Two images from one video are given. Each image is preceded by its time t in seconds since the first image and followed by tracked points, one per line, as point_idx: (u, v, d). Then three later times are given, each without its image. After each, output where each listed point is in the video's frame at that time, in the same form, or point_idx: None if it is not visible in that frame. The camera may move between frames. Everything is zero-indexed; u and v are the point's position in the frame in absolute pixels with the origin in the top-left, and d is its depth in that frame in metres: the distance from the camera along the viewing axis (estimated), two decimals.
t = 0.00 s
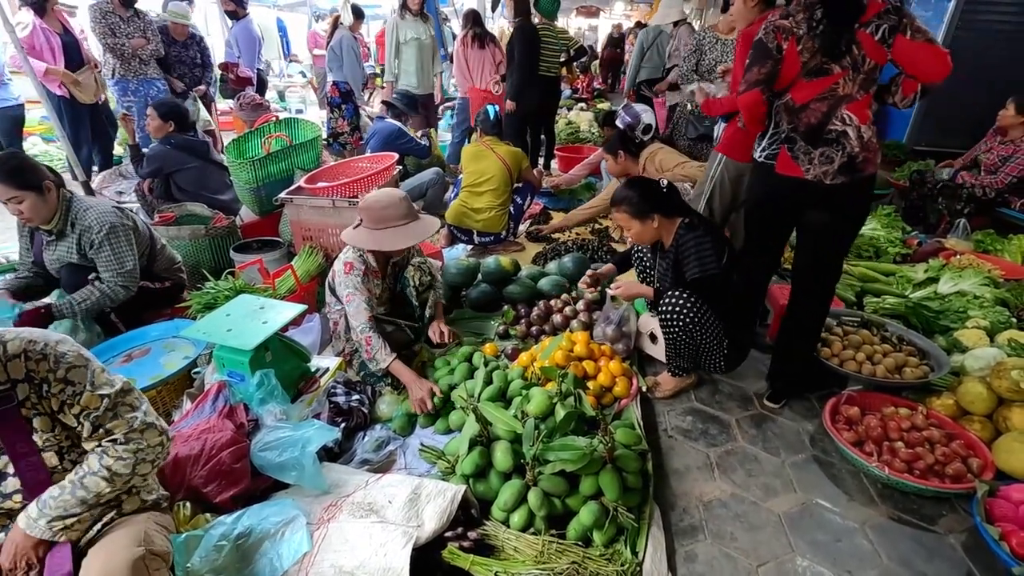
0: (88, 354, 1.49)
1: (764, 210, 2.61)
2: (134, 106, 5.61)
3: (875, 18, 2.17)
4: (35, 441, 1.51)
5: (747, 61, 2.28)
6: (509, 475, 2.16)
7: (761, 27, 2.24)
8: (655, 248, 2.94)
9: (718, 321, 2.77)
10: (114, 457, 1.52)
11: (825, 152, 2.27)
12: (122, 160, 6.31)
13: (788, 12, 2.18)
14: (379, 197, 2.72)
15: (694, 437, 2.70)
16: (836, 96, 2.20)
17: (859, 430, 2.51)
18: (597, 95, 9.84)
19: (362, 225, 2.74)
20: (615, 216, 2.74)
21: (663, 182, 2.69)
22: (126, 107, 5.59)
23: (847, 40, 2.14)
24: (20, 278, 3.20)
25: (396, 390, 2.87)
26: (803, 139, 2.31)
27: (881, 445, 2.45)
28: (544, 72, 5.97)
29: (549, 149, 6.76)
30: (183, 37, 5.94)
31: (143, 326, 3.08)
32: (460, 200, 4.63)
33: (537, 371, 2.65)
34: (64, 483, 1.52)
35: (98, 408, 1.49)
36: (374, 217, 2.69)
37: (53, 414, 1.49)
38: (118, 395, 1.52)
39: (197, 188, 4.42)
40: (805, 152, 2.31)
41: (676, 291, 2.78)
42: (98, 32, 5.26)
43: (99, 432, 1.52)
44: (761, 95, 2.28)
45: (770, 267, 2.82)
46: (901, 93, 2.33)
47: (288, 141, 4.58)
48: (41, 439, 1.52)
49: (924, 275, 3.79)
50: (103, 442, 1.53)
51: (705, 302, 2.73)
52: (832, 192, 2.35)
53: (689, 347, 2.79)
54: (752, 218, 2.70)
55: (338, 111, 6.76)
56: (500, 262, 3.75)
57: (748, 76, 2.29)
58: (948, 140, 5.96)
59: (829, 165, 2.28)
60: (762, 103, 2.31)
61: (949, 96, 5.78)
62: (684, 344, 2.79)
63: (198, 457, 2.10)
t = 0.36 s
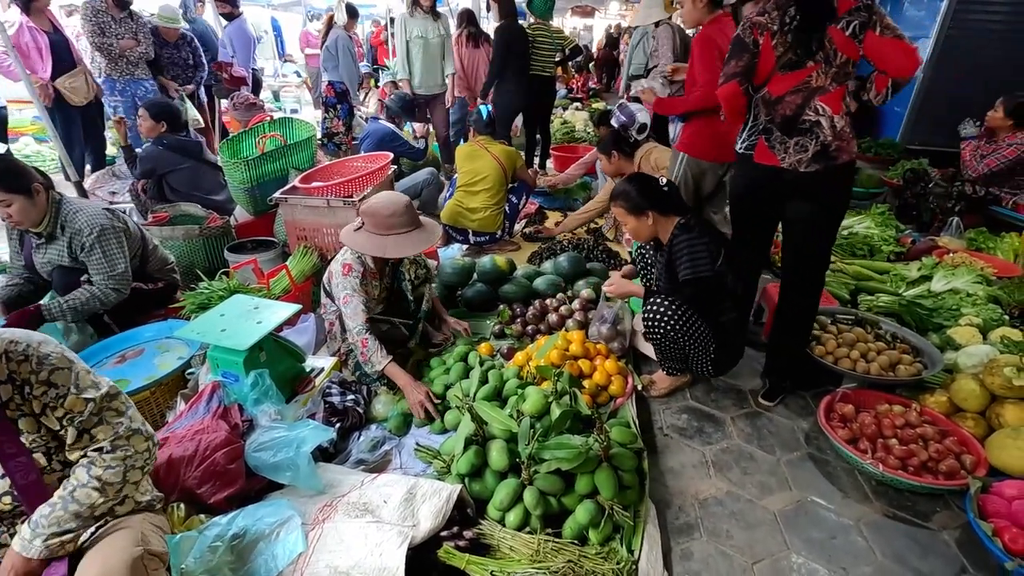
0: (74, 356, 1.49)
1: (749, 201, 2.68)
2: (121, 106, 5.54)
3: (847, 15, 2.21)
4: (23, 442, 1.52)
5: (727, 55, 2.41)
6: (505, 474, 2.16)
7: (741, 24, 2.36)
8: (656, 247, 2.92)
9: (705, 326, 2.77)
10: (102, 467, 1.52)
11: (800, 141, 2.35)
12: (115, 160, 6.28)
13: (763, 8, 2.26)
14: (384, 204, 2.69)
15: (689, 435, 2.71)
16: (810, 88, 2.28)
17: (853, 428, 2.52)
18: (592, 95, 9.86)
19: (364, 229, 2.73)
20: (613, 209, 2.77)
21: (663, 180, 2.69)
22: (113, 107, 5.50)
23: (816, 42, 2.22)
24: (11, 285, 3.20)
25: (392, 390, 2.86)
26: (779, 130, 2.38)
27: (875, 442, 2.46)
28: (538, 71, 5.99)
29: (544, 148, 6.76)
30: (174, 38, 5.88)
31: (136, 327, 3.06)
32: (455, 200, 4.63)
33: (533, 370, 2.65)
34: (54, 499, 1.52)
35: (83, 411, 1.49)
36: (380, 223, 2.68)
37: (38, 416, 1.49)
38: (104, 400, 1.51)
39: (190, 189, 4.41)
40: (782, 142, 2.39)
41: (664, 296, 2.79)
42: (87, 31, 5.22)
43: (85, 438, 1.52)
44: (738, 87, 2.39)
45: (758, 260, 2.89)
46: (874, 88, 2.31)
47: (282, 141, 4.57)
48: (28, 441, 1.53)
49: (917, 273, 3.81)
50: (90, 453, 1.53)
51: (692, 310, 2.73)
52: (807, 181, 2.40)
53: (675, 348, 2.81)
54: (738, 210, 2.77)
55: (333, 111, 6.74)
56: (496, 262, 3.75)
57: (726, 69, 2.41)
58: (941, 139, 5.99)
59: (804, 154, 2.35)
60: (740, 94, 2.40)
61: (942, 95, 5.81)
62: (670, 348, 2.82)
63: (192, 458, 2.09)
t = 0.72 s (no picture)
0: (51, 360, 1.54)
1: (737, 200, 2.72)
2: (107, 108, 5.58)
3: (825, 15, 2.22)
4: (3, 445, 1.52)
5: (713, 52, 2.46)
6: (501, 474, 2.16)
7: (726, 22, 2.41)
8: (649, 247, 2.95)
9: (705, 326, 2.77)
10: (70, 483, 1.54)
11: (783, 138, 2.40)
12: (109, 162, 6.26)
13: (747, 8, 2.31)
14: (372, 199, 2.68)
15: (685, 434, 2.71)
16: (791, 86, 2.32)
17: (847, 425, 2.53)
18: (587, 95, 9.89)
19: (358, 226, 2.70)
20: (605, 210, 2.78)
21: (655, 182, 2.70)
22: (100, 109, 5.55)
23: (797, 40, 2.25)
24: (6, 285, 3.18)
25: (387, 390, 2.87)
26: (763, 127, 2.43)
27: (870, 440, 2.47)
28: (533, 72, 6.07)
29: (539, 148, 6.76)
30: (174, 41, 5.88)
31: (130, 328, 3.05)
32: (450, 200, 4.63)
33: (528, 369, 2.65)
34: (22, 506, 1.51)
35: (52, 417, 1.51)
36: (373, 218, 2.67)
37: (15, 419, 1.50)
38: (74, 408, 1.55)
39: (185, 190, 4.39)
40: (766, 138, 2.44)
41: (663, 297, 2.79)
42: (75, 34, 5.23)
43: (51, 447, 1.53)
44: (722, 83, 2.44)
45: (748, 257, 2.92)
46: (856, 87, 2.40)
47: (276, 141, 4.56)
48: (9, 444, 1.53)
49: (911, 271, 3.83)
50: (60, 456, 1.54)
51: (693, 310, 2.72)
52: (790, 177, 2.45)
53: (675, 349, 2.80)
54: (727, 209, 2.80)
55: (321, 110, 6.66)
56: (492, 261, 3.74)
57: (712, 66, 2.45)
58: (934, 139, 6.02)
59: (787, 150, 2.40)
60: (725, 91, 2.46)
61: (935, 94, 5.84)
62: (668, 349, 2.82)
63: (185, 460, 2.09)
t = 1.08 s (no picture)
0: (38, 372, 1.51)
1: (728, 200, 2.74)
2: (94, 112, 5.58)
3: (812, 20, 2.22)
4: None
5: (701, 54, 2.52)
6: (497, 477, 2.15)
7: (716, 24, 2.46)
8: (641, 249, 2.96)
9: (699, 325, 2.77)
10: (53, 503, 1.55)
11: (768, 140, 2.42)
12: (100, 166, 6.21)
13: (737, 11, 2.36)
14: (359, 198, 2.69)
15: (680, 435, 2.72)
16: (777, 90, 2.33)
17: (842, 426, 2.54)
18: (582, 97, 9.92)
19: (347, 225, 2.69)
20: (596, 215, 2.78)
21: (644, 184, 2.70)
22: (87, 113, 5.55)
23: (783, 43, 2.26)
24: None
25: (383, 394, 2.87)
26: (749, 129, 2.46)
27: (864, 440, 2.48)
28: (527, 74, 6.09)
29: (534, 150, 6.77)
30: (175, 45, 5.92)
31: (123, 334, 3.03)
32: (444, 203, 4.62)
33: (524, 372, 2.65)
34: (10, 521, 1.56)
35: (32, 433, 1.49)
36: (359, 215, 2.66)
37: None
38: (58, 422, 1.52)
39: (178, 193, 4.37)
40: (751, 140, 2.47)
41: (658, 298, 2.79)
42: (64, 40, 5.22)
43: (32, 464, 1.52)
44: (708, 85, 2.50)
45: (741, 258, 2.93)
46: (839, 95, 2.31)
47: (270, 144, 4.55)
48: None
49: (903, 272, 3.86)
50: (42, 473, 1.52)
51: (686, 310, 2.73)
52: (779, 178, 2.46)
53: (670, 349, 2.80)
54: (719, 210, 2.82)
55: (309, 112, 6.58)
56: (486, 264, 3.74)
57: (699, 68, 2.52)
58: (925, 141, 6.07)
59: (771, 152, 2.42)
60: (711, 91, 2.52)
61: (924, 97, 5.89)
62: (663, 349, 2.82)
63: (179, 466, 2.08)
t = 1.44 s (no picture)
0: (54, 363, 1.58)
1: (721, 199, 2.75)
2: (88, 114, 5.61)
3: (806, 23, 2.24)
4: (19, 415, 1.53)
5: (696, 55, 2.53)
6: (494, 479, 2.14)
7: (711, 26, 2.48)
8: (632, 252, 2.97)
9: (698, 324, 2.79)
10: (101, 439, 1.55)
11: (761, 143, 2.42)
12: (93, 169, 6.19)
13: (733, 11, 2.38)
14: (352, 195, 2.68)
15: (677, 436, 2.72)
16: (769, 91, 2.34)
17: (837, 425, 2.55)
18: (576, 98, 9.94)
19: (337, 223, 2.70)
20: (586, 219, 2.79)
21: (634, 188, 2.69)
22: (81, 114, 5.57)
23: (777, 44, 2.28)
24: None
25: (379, 396, 2.86)
26: (742, 131, 2.47)
27: (860, 440, 2.48)
28: (522, 76, 6.08)
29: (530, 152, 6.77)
30: (175, 49, 5.92)
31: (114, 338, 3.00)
32: (441, 205, 4.62)
33: (521, 374, 2.64)
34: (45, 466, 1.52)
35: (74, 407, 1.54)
36: (349, 211, 2.67)
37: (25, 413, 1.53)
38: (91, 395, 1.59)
39: (173, 196, 4.35)
40: (744, 142, 2.47)
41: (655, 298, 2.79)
42: (58, 43, 5.19)
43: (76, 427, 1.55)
44: (702, 85, 2.52)
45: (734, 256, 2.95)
46: (830, 97, 2.33)
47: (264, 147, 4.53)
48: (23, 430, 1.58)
49: (897, 272, 3.87)
50: (90, 426, 1.55)
51: (686, 308, 2.74)
52: (771, 181, 2.49)
53: (670, 350, 2.79)
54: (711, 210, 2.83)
55: (304, 112, 6.62)
56: (482, 265, 3.75)
57: (693, 68, 2.54)
58: (918, 141, 6.11)
59: (765, 156, 2.44)
60: (706, 91, 2.54)
61: (916, 97, 5.92)
62: (665, 347, 2.79)
63: (174, 470, 2.06)
